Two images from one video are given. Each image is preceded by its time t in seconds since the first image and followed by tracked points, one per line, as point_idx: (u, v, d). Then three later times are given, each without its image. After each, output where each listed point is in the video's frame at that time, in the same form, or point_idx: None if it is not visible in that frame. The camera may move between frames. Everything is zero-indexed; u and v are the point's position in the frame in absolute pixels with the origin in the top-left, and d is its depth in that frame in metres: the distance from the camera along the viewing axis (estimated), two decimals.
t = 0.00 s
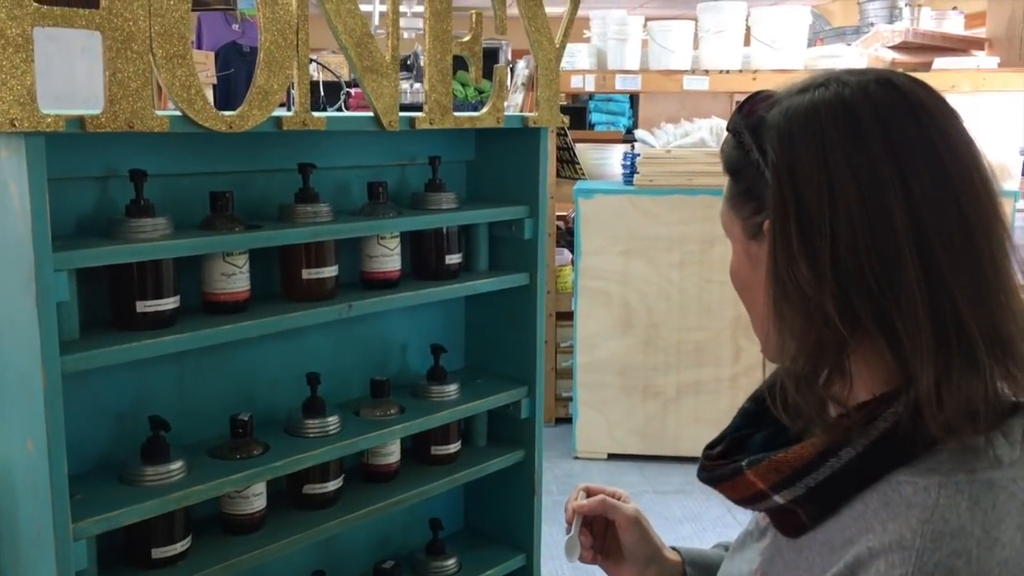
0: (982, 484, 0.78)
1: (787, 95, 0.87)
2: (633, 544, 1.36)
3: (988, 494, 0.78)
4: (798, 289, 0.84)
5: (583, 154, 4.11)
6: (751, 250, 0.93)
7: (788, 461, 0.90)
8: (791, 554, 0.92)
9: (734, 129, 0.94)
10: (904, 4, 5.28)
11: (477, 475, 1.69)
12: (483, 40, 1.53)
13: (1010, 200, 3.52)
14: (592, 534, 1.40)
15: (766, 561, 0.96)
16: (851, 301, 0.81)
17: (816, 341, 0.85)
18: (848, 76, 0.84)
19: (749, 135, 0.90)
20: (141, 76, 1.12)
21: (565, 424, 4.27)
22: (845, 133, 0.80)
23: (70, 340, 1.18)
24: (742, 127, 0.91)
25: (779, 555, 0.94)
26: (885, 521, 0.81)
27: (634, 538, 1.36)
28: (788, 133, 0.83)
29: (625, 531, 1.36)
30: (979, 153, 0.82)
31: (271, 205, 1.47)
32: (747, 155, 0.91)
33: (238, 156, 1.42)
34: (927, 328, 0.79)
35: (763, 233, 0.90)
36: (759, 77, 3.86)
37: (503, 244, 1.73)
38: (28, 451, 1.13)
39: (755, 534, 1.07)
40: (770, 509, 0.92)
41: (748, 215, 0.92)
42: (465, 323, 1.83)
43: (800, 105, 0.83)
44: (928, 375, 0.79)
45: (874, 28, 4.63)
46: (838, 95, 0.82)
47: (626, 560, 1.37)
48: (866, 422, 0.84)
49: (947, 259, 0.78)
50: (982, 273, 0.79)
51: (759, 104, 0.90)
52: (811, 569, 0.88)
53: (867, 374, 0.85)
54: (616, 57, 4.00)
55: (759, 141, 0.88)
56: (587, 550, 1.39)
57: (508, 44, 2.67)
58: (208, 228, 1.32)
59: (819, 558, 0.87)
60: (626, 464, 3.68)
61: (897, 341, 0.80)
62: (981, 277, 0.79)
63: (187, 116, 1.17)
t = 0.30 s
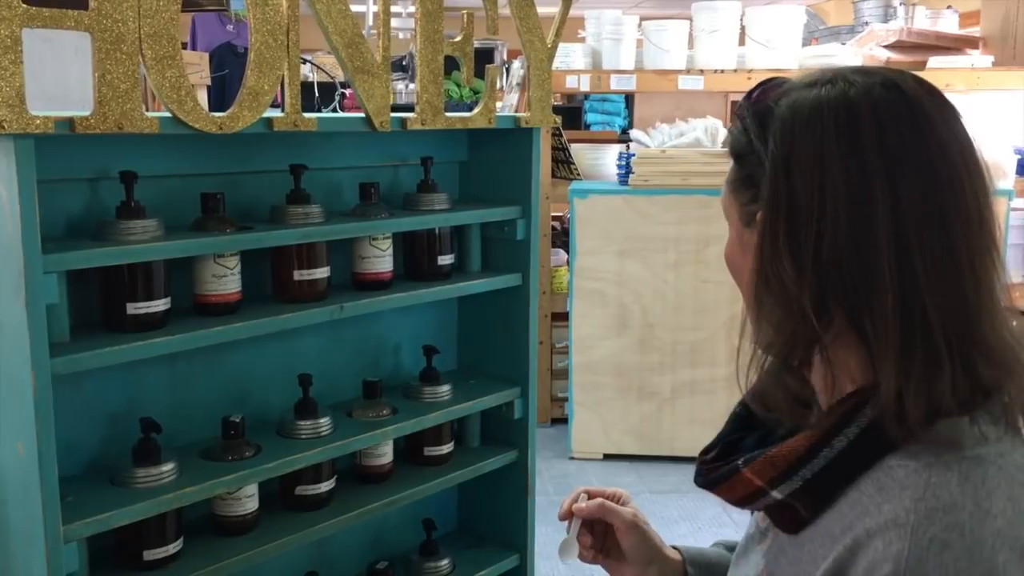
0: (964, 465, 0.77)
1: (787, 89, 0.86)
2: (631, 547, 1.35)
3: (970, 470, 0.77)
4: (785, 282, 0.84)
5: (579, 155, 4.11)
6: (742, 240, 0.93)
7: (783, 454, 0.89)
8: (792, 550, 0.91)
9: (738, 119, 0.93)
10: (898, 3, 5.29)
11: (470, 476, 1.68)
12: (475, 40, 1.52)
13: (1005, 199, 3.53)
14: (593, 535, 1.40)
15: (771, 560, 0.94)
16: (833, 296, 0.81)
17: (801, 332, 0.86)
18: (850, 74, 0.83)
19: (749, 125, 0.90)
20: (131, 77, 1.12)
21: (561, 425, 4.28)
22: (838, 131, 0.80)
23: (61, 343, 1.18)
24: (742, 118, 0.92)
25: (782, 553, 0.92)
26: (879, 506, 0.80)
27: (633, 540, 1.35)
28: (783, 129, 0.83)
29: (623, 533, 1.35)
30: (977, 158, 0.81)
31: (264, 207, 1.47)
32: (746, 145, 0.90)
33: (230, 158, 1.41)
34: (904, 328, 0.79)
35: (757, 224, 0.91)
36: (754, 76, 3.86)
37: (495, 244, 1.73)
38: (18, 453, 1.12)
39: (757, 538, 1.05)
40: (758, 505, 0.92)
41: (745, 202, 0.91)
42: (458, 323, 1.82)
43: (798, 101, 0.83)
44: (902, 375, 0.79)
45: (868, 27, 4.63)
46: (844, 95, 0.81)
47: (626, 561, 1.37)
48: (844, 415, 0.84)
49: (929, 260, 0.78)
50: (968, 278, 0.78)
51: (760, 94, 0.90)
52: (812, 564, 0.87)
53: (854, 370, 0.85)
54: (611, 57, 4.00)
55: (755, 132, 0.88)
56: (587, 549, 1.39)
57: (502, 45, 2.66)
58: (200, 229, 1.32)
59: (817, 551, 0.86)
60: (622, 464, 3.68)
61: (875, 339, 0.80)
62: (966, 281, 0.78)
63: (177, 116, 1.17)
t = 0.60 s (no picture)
0: (980, 417, 0.80)
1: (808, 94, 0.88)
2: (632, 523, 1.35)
3: (985, 419, 0.80)
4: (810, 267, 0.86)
5: (576, 153, 4.11)
6: (755, 221, 0.95)
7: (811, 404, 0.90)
8: (808, 499, 0.93)
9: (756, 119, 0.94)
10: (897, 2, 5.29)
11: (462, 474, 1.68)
12: (466, 37, 1.52)
13: (1002, 198, 3.52)
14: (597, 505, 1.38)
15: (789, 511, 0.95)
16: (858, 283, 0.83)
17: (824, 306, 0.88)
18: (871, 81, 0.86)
19: (768, 122, 0.91)
20: (118, 74, 1.11)
21: (558, 423, 4.27)
22: (864, 133, 0.82)
23: (47, 341, 1.18)
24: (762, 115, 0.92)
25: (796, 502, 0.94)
26: (908, 452, 0.82)
27: (627, 514, 1.35)
28: (809, 128, 0.85)
29: (622, 508, 1.35)
30: (979, 163, 0.85)
31: (253, 205, 1.47)
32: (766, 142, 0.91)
33: (218, 156, 1.41)
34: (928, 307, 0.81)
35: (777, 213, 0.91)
36: (752, 75, 3.85)
37: (487, 243, 1.73)
38: (5, 451, 1.12)
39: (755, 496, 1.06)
40: (774, 458, 0.93)
41: (767, 196, 0.92)
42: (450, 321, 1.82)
43: (823, 105, 0.85)
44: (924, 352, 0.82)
45: (867, 26, 4.63)
46: (865, 102, 0.83)
47: (625, 536, 1.36)
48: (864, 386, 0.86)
49: (950, 251, 0.81)
50: (980, 267, 0.82)
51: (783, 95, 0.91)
52: (834, 511, 0.89)
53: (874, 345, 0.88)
54: (609, 56, 4.00)
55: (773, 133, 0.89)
56: (589, 518, 1.38)
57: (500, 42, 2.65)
58: (187, 227, 1.32)
59: (840, 496, 0.88)
60: (619, 463, 3.68)
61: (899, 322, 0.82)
62: (976, 271, 0.82)
63: (165, 113, 1.16)
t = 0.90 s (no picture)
0: (930, 378, 0.94)
1: (799, 92, 0.98)
2: (616, 468, 1.44)
3: (935, 382, 0.93)
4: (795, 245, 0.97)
5: (577, 152, 4.10)
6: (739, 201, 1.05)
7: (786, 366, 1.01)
8: (777, 447, 1.05)
9: (746, 113, 1.05)
10: (902, 3, 5.27)
11: (449, 474, 1.67)
12: (455, 35, 1.52)
13: (1004, 201, 3.50)
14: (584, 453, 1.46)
15: (755, 462, 1.07)
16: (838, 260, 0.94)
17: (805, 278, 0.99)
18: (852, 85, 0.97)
19: (761, 116, 1.01)
20: (98, 69, 1.11)
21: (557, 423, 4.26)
22: (848, 131, 0.93)
23: (27, 336, 1.17)
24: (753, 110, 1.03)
25: (766, 451, 1.06)
26: (874, 409, 0.93)
27: (613, 461, 1.44)
28: (800, 122, 0.95)
29: (606, 453, 1.44)
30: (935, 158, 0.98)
31: (239, 202, 1.46)
32: (758, 133, 1.02)
33: (203, 152, 1.40)
34: (897, 283, 0.94)
35: (762, 197, 1.02)
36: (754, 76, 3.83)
37: (477, 241, 1.72)
38: None
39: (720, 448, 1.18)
40: (752, 411, 1.05)
41: (756, 177, 1.02)
42: (440, 320, 1.82)
43: (812, 103, 0.96)
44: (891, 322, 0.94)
45: (870, 27, 4.62)
46: (848, 102, 0.94)
47: (607, 481, 1.44)
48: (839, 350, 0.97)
49: (915, 236, 0.93)
50: (935, 250, 0.95)
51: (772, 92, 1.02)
52: (801, 459, 1.01)
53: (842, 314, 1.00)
54: (610, 55, 3.98)
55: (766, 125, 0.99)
56: (576, 466, 1.45)
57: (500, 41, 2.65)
58: (171, 224, 1.31)
59: (808, 445, 1.00)
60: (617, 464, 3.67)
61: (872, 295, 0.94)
62: (933, 253, 0.95)
63: (146, 108, 1.16)
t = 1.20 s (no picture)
0: (919, 350, 1.03)
1: (798, 85, 1.06)
2: (608, 453, 1.46)
3: (925, 353, 1.03)
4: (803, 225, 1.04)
5: (581, 154, 4.09)
6: (735, 185, 1.11)
7: (786, 342, 1.08)
8: (773, 420, 1.11)
9: (740, 106, 1.12)
10: (910, 7, 5.25)
11: (439, 473, 1.67)
12: (444, 34, 1.52)
13: (1010, 205, 3.48)
14: (579, 439, 1.47)
15: (749, 433, 1.14)
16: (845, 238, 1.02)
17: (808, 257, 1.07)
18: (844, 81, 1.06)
19: (759, 106, 1.08)
20: (81, 65, 1.11)
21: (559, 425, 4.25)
22: (850, 121, 1.02)
23: (8, 331, 1.17)
24: (750, 103, 1.10)
25: (762, 423, 1.13)
26: (874, 380, 1.01)
27: (603, 445, 1.46)
28: (807, 112, 1.03)
29: (600, 439, 1.46)
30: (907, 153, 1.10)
31: (227, 199, 1.46)
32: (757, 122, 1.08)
33: (190, 148, 1.40)
34: (896, 260, 1.03)
35: (762, 182, 1.08)
36: (757, 78, 3.83)
37: (468, 241, 1.72)
38: None
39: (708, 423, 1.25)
40: (753, 385, 1.11)
41: (755, 166, 1.09)
42: (432, 318, 1.81)
43: (815, 95, 1.04)
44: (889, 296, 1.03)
45: (875, 30, 4.60)
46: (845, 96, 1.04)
47: (597, 465, 1.46)
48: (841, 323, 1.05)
49: (904, 219, 1.04)
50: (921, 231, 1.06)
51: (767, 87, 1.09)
52: (801, 429, 1.07)
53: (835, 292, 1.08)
54: (614, 57, 3.98)
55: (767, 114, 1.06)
56: (570, 451, 1.46)
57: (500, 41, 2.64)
58: (157, 220, 1.31)
59: (808, 416, 1.07)
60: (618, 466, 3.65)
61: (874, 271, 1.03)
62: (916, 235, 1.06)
63: (130, 104, 1.16)
